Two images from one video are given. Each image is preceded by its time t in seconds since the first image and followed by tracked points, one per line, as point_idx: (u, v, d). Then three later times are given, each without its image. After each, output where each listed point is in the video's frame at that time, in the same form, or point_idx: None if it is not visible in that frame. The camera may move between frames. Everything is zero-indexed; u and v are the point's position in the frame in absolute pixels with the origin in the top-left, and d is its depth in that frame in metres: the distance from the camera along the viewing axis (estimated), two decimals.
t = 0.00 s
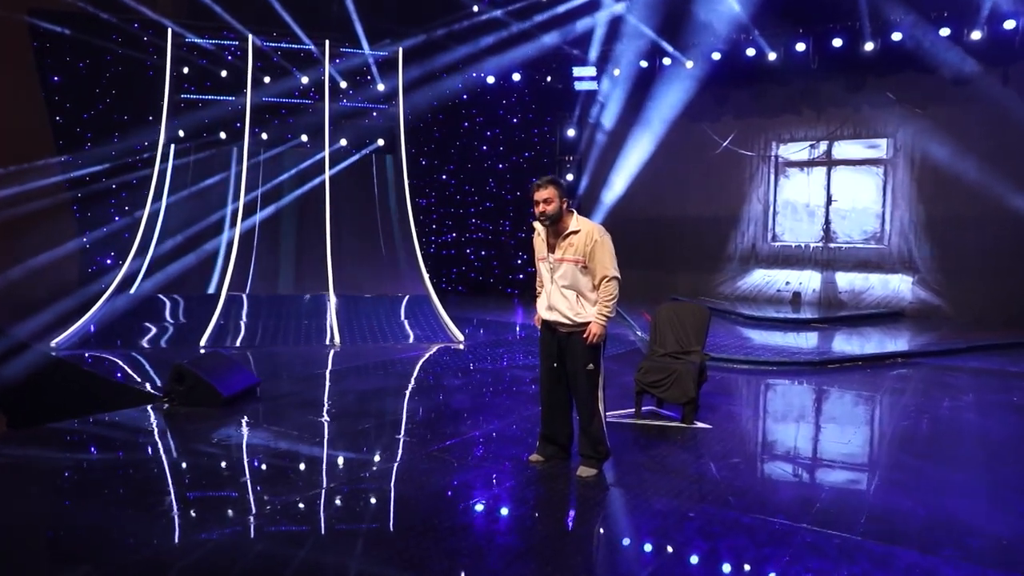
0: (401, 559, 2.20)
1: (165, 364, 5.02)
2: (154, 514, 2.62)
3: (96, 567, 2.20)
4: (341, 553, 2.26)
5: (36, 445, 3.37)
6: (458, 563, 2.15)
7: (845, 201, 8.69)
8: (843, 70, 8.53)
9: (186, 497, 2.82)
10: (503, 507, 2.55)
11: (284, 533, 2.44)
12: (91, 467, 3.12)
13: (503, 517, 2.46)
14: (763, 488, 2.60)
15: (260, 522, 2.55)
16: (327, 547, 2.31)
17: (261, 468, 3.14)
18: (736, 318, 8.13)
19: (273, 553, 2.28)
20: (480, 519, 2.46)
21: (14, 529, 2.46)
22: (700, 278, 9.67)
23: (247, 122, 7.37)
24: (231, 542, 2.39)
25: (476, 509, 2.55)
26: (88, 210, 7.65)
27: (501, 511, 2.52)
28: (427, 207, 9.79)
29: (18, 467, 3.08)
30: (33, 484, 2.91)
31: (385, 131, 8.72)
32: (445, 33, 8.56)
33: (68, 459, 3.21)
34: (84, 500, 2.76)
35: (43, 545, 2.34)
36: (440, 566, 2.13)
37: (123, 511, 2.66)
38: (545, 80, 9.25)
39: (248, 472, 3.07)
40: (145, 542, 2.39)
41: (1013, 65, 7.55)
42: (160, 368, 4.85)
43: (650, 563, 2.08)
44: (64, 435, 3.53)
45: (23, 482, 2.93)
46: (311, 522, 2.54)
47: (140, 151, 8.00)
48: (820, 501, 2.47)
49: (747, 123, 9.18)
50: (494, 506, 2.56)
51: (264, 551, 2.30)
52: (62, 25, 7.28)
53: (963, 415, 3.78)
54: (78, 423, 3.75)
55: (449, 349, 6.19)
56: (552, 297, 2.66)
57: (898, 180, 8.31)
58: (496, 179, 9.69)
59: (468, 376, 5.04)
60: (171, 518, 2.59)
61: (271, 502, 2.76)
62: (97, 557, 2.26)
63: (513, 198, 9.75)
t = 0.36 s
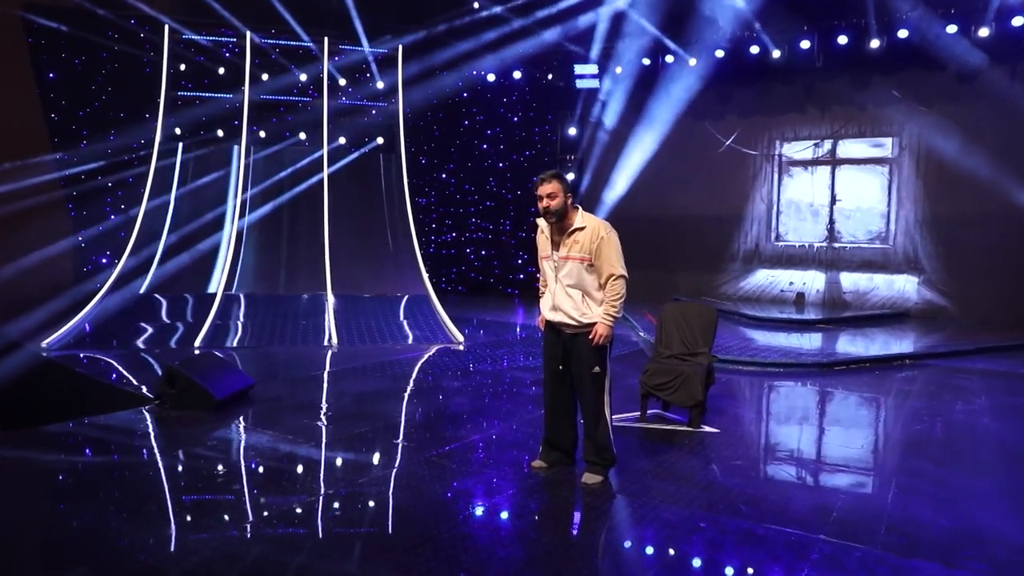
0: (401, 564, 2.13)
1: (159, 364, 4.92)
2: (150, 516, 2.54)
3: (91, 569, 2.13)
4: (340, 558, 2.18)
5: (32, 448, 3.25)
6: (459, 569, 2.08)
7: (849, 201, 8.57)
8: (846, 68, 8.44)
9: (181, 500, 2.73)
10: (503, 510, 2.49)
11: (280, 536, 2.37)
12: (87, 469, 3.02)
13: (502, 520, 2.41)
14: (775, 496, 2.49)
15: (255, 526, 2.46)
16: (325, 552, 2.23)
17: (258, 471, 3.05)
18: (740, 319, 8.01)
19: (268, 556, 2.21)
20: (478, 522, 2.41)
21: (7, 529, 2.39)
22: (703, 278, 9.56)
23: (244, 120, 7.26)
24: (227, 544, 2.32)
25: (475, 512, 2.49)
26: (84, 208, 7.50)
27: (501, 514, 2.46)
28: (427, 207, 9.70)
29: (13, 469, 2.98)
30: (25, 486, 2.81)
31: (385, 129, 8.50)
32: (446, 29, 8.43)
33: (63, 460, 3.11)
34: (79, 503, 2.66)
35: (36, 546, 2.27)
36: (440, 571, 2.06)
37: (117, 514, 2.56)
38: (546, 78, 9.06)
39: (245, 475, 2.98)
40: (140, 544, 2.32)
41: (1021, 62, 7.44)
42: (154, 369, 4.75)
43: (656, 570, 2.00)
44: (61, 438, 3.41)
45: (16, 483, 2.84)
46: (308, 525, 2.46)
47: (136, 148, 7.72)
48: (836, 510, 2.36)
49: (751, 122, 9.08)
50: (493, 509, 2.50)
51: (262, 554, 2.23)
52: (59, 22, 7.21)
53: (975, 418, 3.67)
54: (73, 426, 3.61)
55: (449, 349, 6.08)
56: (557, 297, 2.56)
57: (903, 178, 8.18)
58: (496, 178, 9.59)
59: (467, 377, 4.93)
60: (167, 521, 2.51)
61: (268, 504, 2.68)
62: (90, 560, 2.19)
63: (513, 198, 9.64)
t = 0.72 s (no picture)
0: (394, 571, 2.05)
1: (144, 365, 4.79)
2: (135, 520, 2.45)
3: None
4: (331, 566, 2.10)
5: (12, 452, 3.13)
6: None
7: (843, 201, 8.53)
8: (841, 68, 8.40)
9: (169, 504, 2.63)
10: (496, 514, 2.44)
11: (268, 543, 2.28)
12: (70, 473, 2.91)
13: (495, 524, 2.36)
14: (779, 503, 2.40)
15: (244, 530, 2.39)
16: (315, 559, 2.15)
17: (247, 473, 2.98)
18: (734, 320, 7.96)
19: (257, 564, 2.13)
20: (470, 527, 2.35)
21: None
22: (697, 279, 9.50)
23: (232, 117, 7.13)
24: (214, 551, 2.22)
25: (467, 516, 2.44)
26: (69, 207, 7.35)
27: (493, 519, 2.40)
28: (418, 206, 9.67)
29: None
30: (8, 490, 2.70)
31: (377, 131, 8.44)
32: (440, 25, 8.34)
33: (47, 465, 3.00)
34: (65, 506, 2.57)
35: (13, 554, 2.17)
36: None
37: (101, 520, 2.46)
38: (539, 77, 8.91)
39: (233, 478, 2.89)
40: (126, 549, 2.23)
41: (1016, 64, 7.40)
42: (138, 371, 4.63)
43: None
44: (43, 442, 3.29)
45: None
46: (298, 531, 2.38)
47: (123, 147, 7.57)
48: (842, 518, 2.27)
49: (745, 122, 9.03)
50: (485, 514, 2.45)
51: (249, 562, 2.14)
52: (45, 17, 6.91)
53: (978, 420, 3.59)
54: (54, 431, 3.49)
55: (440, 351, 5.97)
56: (555, 298, 2.47)
57: (898, 179, 8.14)
58: (488, 177, 9.48)
59: (460, 380, 4.82)
60: (154, 525, 2.42)
61: (256, 509, 2.59)
62: (69, 567, 2.09)
63: (505, 198, 9.52)
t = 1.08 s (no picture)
0: None
1: (121, 369, 4.65)
2: (110, 528, 2.35)
3: None
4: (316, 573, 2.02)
5: None
6: None
7: (829, 202, 8.53)
8: (826, 69, 8.39)
9: (147, 510, 2.53)
10: (480, 517, 2.39)
11: (249, 551, 2.19)
12: (45, 480, 2.79)
13: (479, 528, 2.31)
14: (777, 509, 2.32)
15: (224, 537, 2.30)
16: (299, 567, 2.07)
17: (228, 477, 2.89)
18: (720, 321, 7.94)
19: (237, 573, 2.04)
20: (454, 530, 2.31)
21: None
22: (683, 280, 9.48)
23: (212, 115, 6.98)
24: (193, 559, 2.13)
25: (451, 519, 2.40)
26: (45, 207, 7.16)
27: (477, 522, 2.36)
28: (402, 207, 9.58)
29: None
30: None
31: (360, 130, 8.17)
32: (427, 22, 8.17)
33: (20, 471, 2.87)
34: (38, 514, 2.45)
35: None
36: None
37: (75, 527, 2.36)
38: (524, 77, 8.97)
39: (213, 483, 2.80)
40: (101, 558, 2.14)
41: (999, 66, 7.44)
42: (115, 374, 4.48)
43: None
44: (15, 448, 3.15)
45: None
46: (280, 538, 2.29)
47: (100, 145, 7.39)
48: (842, 524, 2.21)
49: (730, 122, 9.01)
50: (470, 516, 2.41)
51: (229, 570, 2.06)
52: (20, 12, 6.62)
53: (970, 421, 3.55)
54: (28, 436, 3.35)
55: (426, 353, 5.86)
56: (548, 299, 2.39)
57: (883, 180, 8.15)
58: (472, 177, 9.43)
59: (446, 383, 4.72)
60: (131, 532, 2.33)
61: (237, 514, 2.50)
62: None
63: (490, 198, 9.48)
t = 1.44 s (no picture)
0: None
1: (92, 374, 4.47)
2: (79, 538, 2.24)
3: None
4: None
5: None
6: None
7: (810, 204, 8.54)
8: (808, 71, 8.39)
9: (119, 518, 2.43)
10: (460, 522, 2.36)
11: (229, 561, 2.10)
12: (12, 489, 2.66)
13: (460, 531, 2.28)
14: (774, 517, 2.26)
15: (201, 547, 2.20)
16: None
17: (205, 485, 2.77)
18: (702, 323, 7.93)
19: None
20: (433, 536, 2.26)
21: None
22: (665, 281, 9.46)
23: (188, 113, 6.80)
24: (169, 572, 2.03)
25: (431, 524, 2.36)
26: (13, 206, 6.95)
27: (457, 526, 2.32)
28: (382, 207, 9.45)
29: None
30: None
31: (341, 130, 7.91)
32: (407, 21, 8.09)
33: None
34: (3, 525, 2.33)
35: None
36: None
37: (45, 536, 2.26)
38: (506, 77, 8.83)
39: (189, 490, 2.69)
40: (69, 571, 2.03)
41: (978, 70, 7.50)
42: (86, 380, 4.31)
43: None
44: None
45: None
46: (259, 547, 2.20)
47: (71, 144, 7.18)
48: (841, 532, 2.15)
49: (712, 123, 9.01)
50: (450, 521, 2.37)
51: None
52: None
53: (959, 424, 3.53)
54: None
55: (407, 357, 5.75)
56: (541, 301, 2.34)
57: (864, 182, 8.18)
58: (453, 178, 9.38)
59: (429, 388, 4.62)
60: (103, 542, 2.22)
61: (215, 523, 2.41)
62: None
63: (471, 199, 9.45)
